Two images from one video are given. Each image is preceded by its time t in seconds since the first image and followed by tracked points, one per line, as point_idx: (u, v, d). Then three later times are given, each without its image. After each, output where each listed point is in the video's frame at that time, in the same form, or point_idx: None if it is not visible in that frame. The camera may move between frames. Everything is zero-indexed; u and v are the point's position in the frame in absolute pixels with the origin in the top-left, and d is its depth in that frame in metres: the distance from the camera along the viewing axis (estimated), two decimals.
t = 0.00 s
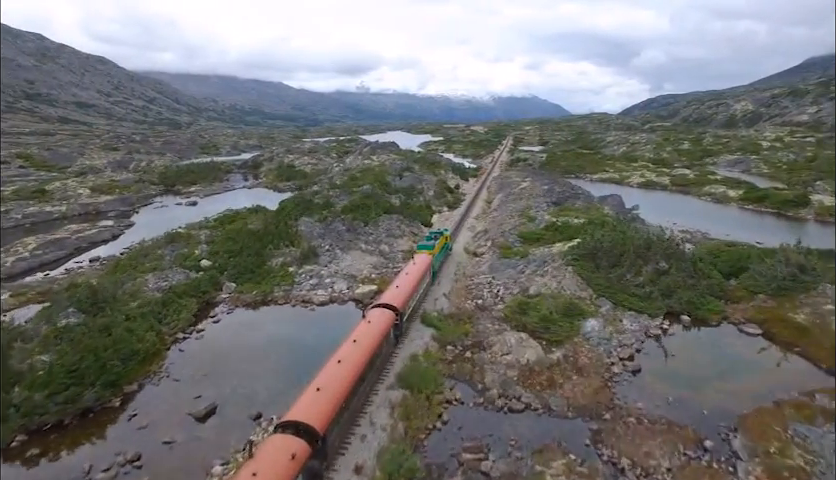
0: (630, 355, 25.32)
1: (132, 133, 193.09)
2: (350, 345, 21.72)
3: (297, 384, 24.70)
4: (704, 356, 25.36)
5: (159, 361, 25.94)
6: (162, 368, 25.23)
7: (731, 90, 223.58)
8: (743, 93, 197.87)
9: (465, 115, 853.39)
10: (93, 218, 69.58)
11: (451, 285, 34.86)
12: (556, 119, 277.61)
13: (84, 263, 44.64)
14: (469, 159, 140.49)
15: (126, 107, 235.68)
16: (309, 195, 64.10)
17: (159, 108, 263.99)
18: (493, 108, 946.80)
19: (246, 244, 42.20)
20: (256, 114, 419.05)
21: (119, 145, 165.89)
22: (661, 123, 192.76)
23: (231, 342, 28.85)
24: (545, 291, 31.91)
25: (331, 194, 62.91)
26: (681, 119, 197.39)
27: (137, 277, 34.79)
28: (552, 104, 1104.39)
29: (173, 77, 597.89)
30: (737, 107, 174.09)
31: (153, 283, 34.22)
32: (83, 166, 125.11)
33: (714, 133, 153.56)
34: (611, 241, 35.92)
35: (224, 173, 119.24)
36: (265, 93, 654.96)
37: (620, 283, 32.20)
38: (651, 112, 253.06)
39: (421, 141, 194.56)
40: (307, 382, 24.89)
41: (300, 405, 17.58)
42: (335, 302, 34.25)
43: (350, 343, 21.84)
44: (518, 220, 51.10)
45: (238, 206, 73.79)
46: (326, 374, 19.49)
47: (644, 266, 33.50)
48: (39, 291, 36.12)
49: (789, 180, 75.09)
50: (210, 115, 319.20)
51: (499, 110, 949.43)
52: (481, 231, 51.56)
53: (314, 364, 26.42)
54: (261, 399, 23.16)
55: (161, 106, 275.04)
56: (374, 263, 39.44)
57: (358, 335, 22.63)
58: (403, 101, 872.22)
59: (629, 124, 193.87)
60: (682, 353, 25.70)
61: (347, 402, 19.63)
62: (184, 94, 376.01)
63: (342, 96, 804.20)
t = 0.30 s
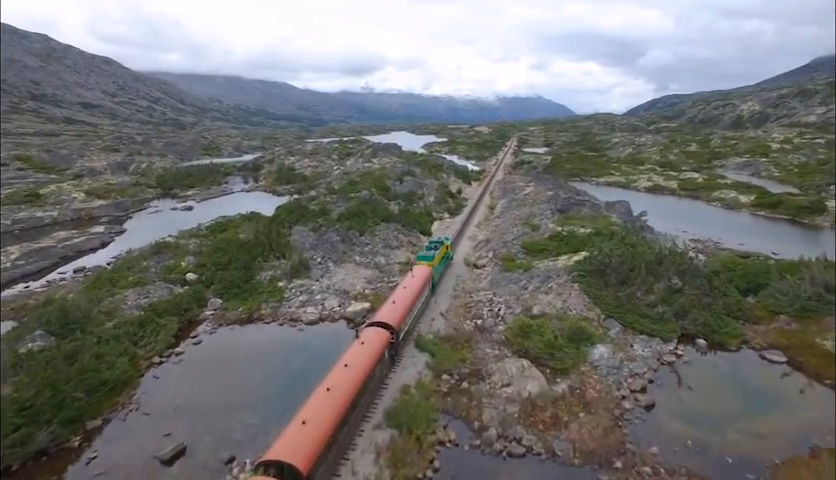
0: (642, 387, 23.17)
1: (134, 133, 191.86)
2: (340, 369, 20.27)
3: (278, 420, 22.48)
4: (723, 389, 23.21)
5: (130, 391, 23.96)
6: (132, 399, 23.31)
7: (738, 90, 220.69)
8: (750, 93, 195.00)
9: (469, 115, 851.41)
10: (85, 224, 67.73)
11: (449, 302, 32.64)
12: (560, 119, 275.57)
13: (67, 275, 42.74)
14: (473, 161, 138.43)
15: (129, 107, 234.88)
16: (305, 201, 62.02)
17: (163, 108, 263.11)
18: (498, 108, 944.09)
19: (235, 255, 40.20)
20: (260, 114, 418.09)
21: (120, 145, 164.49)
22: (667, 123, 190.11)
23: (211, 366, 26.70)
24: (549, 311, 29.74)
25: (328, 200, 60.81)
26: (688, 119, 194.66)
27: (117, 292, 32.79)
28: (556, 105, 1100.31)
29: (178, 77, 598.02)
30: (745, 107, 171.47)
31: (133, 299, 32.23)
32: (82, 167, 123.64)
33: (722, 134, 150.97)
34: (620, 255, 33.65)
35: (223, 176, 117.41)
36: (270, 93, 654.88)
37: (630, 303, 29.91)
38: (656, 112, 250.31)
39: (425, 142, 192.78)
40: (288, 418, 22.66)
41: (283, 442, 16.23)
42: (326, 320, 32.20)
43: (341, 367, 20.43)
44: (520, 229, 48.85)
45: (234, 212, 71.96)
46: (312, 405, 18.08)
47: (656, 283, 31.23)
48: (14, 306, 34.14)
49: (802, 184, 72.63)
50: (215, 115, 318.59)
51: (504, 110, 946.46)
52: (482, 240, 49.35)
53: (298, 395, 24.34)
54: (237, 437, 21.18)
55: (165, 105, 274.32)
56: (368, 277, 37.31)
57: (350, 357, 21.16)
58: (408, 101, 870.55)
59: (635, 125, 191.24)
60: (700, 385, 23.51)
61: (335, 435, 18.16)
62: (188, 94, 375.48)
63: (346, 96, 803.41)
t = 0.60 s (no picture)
0: (654, 425, 21.19)
1: (134, 135, 190.43)
2: (330, 398, 19.00)
3: (252, 464, 20.43)
4: (741, 424, 21.43)
5: (94, 428, 22.00)
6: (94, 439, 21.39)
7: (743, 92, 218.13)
8: (755, 95, 192.47)
9: (472, 116, 849.65)
10: (75, 232, 65.88)
11: (445, 324, 30.56)
12: (563, 121, 273.55)
13: (47, 288, 40.85)
14: (474, 165, 136.43)
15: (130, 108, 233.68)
16: (300, 208, 60.00)
17: (165, 109, 261.83)
18: (501, 109, 941.90)
19: (221, 269, 38.24)
20: (262, 115, 416.88)
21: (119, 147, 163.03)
22: (671, 126, 187.65)
23: (186, 397, 24.76)
24: (551, 335, 27.66)
25: (323, 207, 58.80)
26: (692, 121, 192.23)
27: (92, 311, 30.83)
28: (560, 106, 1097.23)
29: (181, 79, 597.77)
30: (751, 109, 169.03)
31: (108, 319, 30.27)
32: (79, 170, 122.07)
33: (728, 137, 148.56)
34: (627, 273, 31.52)
35: (221, 180, 115.52)
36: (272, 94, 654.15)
37: (640, 327, 27.76)
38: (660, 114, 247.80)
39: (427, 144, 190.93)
40: (264, 461, 20.62)
41: None
42: (313, 343, 30.18)
43: (330, 395, 19.15)
44: (521, 241, 46.74)
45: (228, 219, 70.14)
46: (296, 440, 16.67)
47: (667, 305, 29.09)
48: None
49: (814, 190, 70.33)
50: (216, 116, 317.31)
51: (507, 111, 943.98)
52: (482, 252, 47.25)
53: (277, 435, 22.28)
54: None
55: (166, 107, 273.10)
56: (360, 294, 35.28)
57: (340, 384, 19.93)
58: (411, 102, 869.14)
59: (639, 127, 188.88)
60: (717, 422, 21.62)
61: (320, 474, 16.64)
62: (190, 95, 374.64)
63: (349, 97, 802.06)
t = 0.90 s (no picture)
0: None
1: (132, 138, 188.77)
2: (312, 438, 18.10)
3: None
4: (763, 475, 19.28)
5: None
6: None
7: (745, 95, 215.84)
8: (758, 98, 190.23)
9: (474, 119, 848.04)
10: (60, 243, 63.69)
11: (438, 352, 28.24)
12: (564, 124, 271.33)
13: (19, 307, 38.69)
14: (475, 170, 134.31)
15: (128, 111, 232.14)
16: (291, 219, 57.72)
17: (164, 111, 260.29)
18: (502, 112, 940.37)
19: (201, 288, 35.96)
20: (263, 118, 415.76)
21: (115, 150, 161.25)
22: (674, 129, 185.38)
23: (150, 440, 22.64)
24: (552, 367, 25.34)
25: (315, 218, 56.53)
26: (695, 124, 189.92)
27: (56, 338, 28.71)
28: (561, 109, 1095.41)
29: (182, 82, 597.01)
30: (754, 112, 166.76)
31: (73, 348, 28.15)
32: (73, 175, 120.18)
33: (732, 141, 146.20)
34: (634, 297, 29.19)
35: (216, 186, 113.32)
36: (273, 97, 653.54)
37: (649, 358, 25.44)
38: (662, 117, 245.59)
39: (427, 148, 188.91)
40: None
41: None
42: (294, 373, 27.91)
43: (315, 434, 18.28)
44: (521, 255, 44.39)
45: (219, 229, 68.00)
46: None
47: (678, 334, 26.74)
48: None
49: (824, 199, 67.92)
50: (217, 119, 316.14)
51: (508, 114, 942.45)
52: (480, 267, 44.95)
53: None
54: None
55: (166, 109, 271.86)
56: (348, 317, 32.98)
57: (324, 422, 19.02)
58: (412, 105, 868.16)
59: (642, 130, 186.53)
60: (736, 474, 19.47)
61: None
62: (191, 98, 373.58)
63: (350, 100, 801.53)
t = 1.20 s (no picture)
0: None
1: (130, 142, 187.28)
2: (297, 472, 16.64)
3: None
4: None
5: None
6: None
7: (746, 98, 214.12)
8: (760, 101, 188.55)
9: (474, 122, 847.15)
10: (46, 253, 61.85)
11: (430, 380, 26.30)
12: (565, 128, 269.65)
13: None
14: (474, 175, 132.46)
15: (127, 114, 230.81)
16: (283, 229, 55.85)
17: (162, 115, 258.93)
18: (503, 115, 939.82)
19: (182, 306, 34.05)
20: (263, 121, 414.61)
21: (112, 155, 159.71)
22: (676, 133, 183.52)
23: None
24: (553, 399, 23.43)
25: (308, 228, 54.64)
26: (696, 128, 188.14)
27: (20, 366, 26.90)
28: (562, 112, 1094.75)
29: (182, 85, 596.70)
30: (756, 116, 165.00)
31: (37, 377, 26.35)
32: (67, 180, 118.45)
33: (734, 145, 144.33)
34: (640, 321, 27.23)
35: (212, 192, 111.46)
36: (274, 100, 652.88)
37: (658, 391, 23.51)
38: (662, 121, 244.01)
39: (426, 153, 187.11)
40: None
41: None
42: (276, 404, 26.01)
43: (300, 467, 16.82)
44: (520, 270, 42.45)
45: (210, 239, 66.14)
46: None
47: (689, 362, 24.78)
48: None
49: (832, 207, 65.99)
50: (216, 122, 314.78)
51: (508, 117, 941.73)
52: (478, 282, 43.02)
53: None
54: None
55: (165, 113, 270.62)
56: (336, 339, 31.04)
57: (309, 455, 17.43)
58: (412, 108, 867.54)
59: (643, 134, 184.73)
60: None
61: None
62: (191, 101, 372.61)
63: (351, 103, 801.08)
